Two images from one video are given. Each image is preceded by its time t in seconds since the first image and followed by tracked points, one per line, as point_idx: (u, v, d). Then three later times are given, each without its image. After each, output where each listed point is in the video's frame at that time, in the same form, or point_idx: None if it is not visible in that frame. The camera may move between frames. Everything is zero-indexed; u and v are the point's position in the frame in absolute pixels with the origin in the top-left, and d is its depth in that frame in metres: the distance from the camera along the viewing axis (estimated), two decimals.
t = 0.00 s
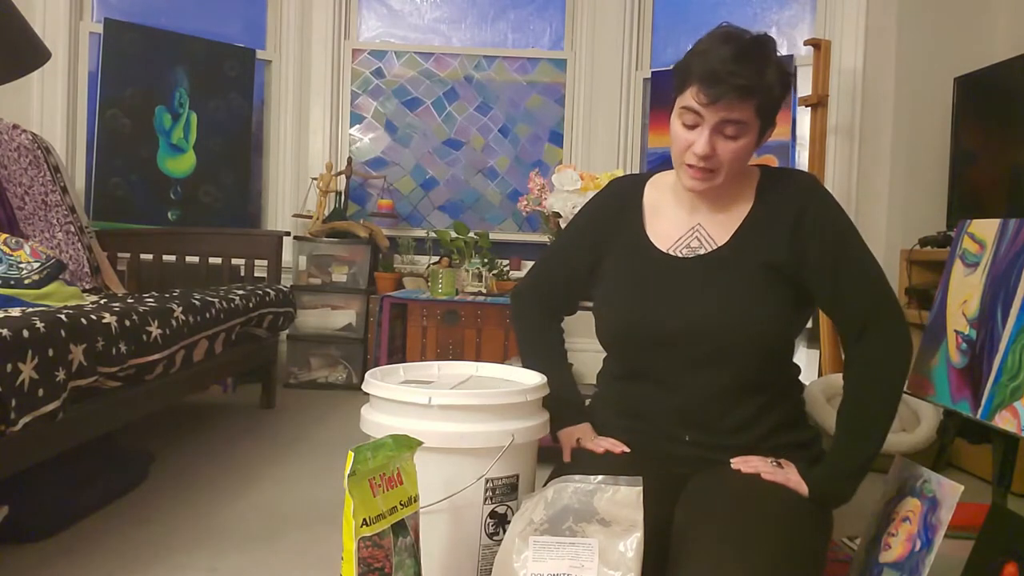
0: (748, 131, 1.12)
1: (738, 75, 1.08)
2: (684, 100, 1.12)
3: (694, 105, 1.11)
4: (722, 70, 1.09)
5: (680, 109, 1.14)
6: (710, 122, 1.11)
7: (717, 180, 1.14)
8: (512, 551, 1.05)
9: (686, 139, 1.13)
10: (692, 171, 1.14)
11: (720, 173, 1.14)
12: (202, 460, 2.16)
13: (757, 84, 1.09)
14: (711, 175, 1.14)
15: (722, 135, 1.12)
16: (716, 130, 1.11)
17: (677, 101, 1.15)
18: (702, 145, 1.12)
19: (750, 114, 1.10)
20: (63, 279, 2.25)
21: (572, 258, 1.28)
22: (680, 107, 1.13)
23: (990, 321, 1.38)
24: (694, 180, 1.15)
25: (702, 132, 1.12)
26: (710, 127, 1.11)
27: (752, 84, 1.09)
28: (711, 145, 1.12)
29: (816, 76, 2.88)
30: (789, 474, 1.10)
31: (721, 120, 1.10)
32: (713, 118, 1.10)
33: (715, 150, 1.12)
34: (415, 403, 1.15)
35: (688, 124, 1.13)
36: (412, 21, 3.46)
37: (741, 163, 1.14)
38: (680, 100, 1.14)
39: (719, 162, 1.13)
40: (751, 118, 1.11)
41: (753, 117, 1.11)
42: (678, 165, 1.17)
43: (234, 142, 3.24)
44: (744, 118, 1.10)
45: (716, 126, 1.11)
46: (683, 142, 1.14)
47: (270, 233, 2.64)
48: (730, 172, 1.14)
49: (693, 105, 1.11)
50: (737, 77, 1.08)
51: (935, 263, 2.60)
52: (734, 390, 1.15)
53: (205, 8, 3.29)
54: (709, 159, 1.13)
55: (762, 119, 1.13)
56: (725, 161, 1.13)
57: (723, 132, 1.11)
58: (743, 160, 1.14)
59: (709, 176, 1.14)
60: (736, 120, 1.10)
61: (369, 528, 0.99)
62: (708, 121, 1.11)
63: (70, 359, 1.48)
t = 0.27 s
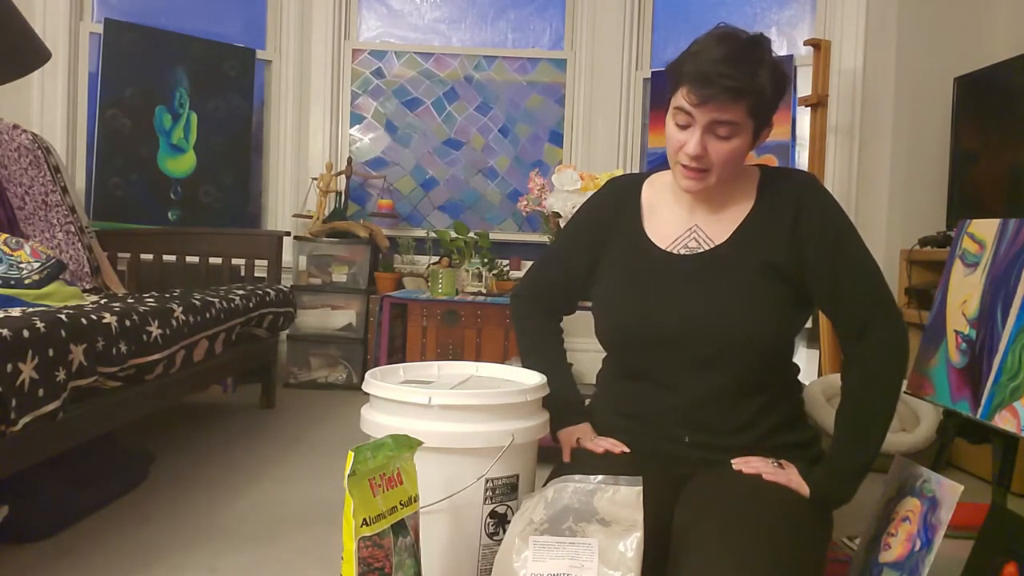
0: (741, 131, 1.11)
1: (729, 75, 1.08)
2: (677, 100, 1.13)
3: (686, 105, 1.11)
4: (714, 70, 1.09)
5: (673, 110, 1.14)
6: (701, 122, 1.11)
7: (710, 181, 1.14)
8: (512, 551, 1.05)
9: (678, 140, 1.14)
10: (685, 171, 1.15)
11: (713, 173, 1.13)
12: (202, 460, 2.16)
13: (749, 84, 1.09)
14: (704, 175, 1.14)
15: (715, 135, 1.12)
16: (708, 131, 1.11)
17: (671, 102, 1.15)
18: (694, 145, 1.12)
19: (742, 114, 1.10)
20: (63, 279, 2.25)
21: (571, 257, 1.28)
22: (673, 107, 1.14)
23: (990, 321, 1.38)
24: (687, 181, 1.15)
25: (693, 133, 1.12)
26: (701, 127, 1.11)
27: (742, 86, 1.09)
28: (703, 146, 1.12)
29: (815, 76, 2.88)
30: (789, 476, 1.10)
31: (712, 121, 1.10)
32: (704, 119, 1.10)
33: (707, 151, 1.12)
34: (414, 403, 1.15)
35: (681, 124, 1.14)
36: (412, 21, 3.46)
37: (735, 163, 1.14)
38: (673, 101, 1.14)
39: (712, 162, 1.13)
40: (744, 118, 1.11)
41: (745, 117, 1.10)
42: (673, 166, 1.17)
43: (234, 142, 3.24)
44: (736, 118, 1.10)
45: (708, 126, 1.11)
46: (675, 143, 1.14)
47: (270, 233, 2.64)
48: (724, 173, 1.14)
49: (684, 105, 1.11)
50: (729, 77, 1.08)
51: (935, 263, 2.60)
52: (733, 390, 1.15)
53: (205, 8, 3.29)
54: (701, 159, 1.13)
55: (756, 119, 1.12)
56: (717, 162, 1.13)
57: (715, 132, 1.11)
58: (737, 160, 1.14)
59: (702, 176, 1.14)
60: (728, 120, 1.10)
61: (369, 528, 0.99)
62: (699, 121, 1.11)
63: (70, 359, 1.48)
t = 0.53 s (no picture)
0: (735, 127, 1.11)
1: (721, 72, 1.09)
2: (671, 97, 1.13)
3: (679, 102, 1.12)
4: (706, 67, 1.09)
5: (667, 107, 1.14)
6: (694, 118, 1.11)
7: (706, 177, 1.14)
8: (512, 551, 1.05)
9: (673, 136, 1.14)
10: (681, 168, 1.15)
11: (708, 169, 1.13)
12: (202, 460, 2.16)
13: (743, 81, 1.09)
14: (700, 172, 1.14)
15: (709, 131, 1.12)
16: (702, 127, 1.11)
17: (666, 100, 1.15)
18: (688, 141, 1.12)
19: (735, 110, 1.10)
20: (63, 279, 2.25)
21: (570, 256, 1.28)
22: (667, 104, 1.14)
23: (990, 321, 1.38)
24: (683, 178, 1.15)
25: (687, 129, 1.12)
26: (695, 123, 1.11)
27: (733, 82, 1.09)
28: (697, 142, 1.12)
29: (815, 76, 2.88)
30: (788, 476, 1.10)
31: (705, 116, 1.10)
32: (697, 114, 1.10)
33: (702, 147, 1.12)
34: (414, 402, 1.15)
35: (675, 121, 1.14)
36: (412, 21, 3.46)
37: (730, 159, 1.14)
38: (668, 99, 1.15)
39: (706, 158, 1.13)
40: (737, 114, 1.10)
41: (739, 113, 1.10)
42: (669, 163, 1.17)
43: (234, 142, 3.24)
44: (729, 114, 1.10)
45: (701, 122, 1.11)
46: (670, 140, 1.14)
47: (270, 233, 2.64)
48: (719, 169, 1.13)
49: (678, 101, 1.12)
50: (722, 73, 1.09)
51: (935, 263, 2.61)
52: (732, 390, 1.15)
53: (205, 8, 3.29)
54: (696, 155, 1.13)
55: (751, 116, 1.12)
56: (712, 158, 1.12)
57: (709, 128, 1.11)
58: (732, 156, 1.14)
59: (697, 173, 1.14)
60: (721, 116, 1.10)
61: (369, 528, 0.99)
62: (693, 117, 1.11)
63: (70, 359, 1.48)
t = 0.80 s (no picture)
0: (731, 124, 1.11)
1: (717, 67, 1.08)
2: (667, 94, 1.13)
3: (675, 98, 1.12)
4: (702, 62, 1.09)
5: (664, 105, 1.15)
6: (690, 114, 1.11)
7: (702, 174, 1.14)
8: (512, 551, 1.05)
9: (669, 133, 1.14)
10: (677, 165, 1.14)
11: (704, 166, 1.13)
12: (202, 460, 2.16)
13: (739, 77, 1.09)
14: (696, 169, 1.14)
15: (705, 128, 1.11)
16: (698, 123, 1.11)
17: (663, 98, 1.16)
18: (684, 138, 1.12)
19: (731, 106, 1.10)
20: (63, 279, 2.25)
21: (568, 256, 1.28)
22: (664, 102, 1.14)
23: (990, 321, 1.38)
24: (680, 175, 1.15)
25: (683, 126, 1.12)
26: (691, 119, 1.11)
27: (728, 77, 1.09)
28: (693, 138, 1.12)
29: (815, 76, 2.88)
30: (789, 476, 1.10)
31: (701, 112, 1.10)
32: (693, 110, 1.10)
33: (697, 143, 1.12)
34: (414, 402, 1.15)
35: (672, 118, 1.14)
36: (412, 21, 3.46)
37: (727, 157, 1.13)
38: (665, 96, 1.15)
39: (702, 155, 1.13)
40: (733, 110, 1.10)
41: (735, 109, 1.10)
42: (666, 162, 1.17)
43: (234, 142, 3.24)
44: (725, 110, 1.10)
45: (697, 118, 1.11)
46: (666, 137, 1.14)
47: (270, 233, 2.64)
48: (716, 166, 1.13)
49: (674, 98, 1.12)
50: (718, 69, 1.09)
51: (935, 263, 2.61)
52: (730, 390, 1.15)
53: (205, 8, 3.29)
54: (692, 152, 1.12)
55: (747, 113, 1.12)
56: (707, 154, 1.12)
57: (705, 124, 1.11)
58: (728, 154, 1.13)
59: (693, 170, 1.14)
60: (717, 112, 1.10)
61: (369, 528, 0.99)
62: (689, 113, 1.11)
63: (70, 359, 1.48)
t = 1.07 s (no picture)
0: (727, 122, 1.10)
1: (711, 65, 1.08)
2: (663, 93, 1.14)
3: (670, 96, 1.12)
4: (698, 60, 1.09)
5: (661, 104, 1.15)
6: (684, 112, 1.11)
7: (697, 173, 1.13)
8: (512, 551, 1.05)
9: (664, 131, 1.14)
10: (672, 163, 1.14)
11: (699, 165, 1.13)
12: (202, 460, 2.16)
13: (734, 75, 1.09)
14: (691, 168, 1.13)
15: (700, 126, 1.11)
16: (692, 121, 1.11)
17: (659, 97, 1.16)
18: (678, 135, 1.12)
19: (726, 105, 1.09)
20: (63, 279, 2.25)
21: (567, 257, 1.27)
22: (660, 101, 1.14)
23: (990, 321, 1.38)
24: (675, 174, 1.15)
25: (678, 124, 1.12)
26: (685, 117, 1.11)
27: (723, 75, 1.08)
28: (687, 136, 1.11)
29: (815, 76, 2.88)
30: (788, 476, 1.10)
31: (695, 110, 1.10)
32: (687, 108, 1.10)
33: (692, 142, 1.12)
34: (414, 403, 1.15)
35: (667, 117, 1.14)
36: (412, 21, 3.46)
37: (722, 156, 1.12)
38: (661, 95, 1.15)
39: (696, 154, 1.12)
40: (728, 109, 1.10)
41: (730, 108, 1.10)
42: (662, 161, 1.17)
43: (234, 142, 3.24)
44: (719, 108, 1.09)
45: (691, 116, 1.11)
46: (662, 135, 1.14)
47: (269, 233, 2.64)
48: (710, 165, 1.12)
49: (669, 96, 1.12)
50: (713, 66, 1.09)
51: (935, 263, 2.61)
52: (730, 391, 1.15)
53: (204, 8, 3.29)
54: (686, 150, 1.12)
55: (744, 113, 1.11)
56: (702, 153, 1.12)
57: (699, 123, 1.11)
58: (723, 153, 1.12)
59: (688, 168, 1.13)
60: (711, 110, 1.10)
61: (369, 528, 0.99)
62: (683, 111, 1.11)
63: (70, 359, 1.48)
